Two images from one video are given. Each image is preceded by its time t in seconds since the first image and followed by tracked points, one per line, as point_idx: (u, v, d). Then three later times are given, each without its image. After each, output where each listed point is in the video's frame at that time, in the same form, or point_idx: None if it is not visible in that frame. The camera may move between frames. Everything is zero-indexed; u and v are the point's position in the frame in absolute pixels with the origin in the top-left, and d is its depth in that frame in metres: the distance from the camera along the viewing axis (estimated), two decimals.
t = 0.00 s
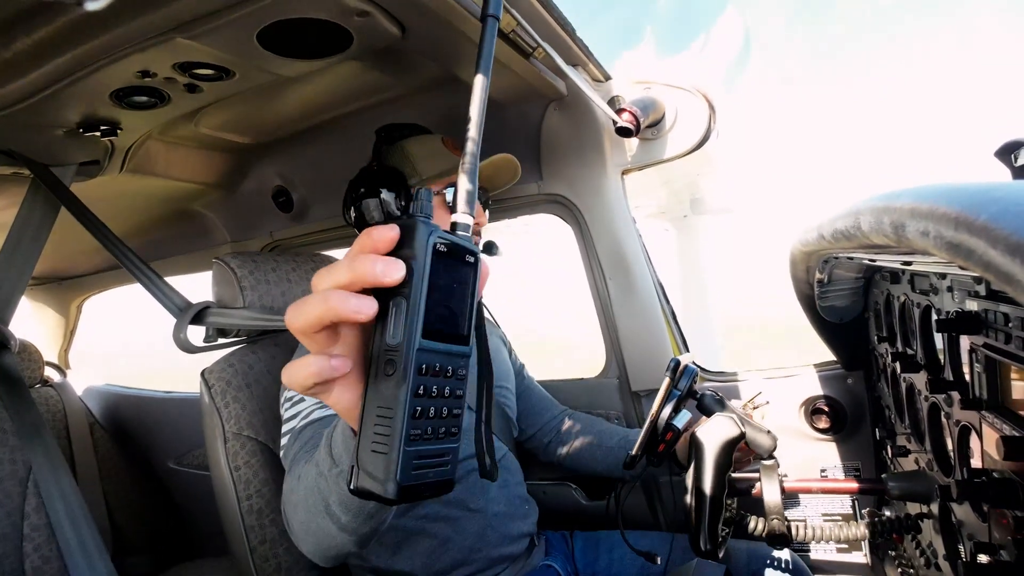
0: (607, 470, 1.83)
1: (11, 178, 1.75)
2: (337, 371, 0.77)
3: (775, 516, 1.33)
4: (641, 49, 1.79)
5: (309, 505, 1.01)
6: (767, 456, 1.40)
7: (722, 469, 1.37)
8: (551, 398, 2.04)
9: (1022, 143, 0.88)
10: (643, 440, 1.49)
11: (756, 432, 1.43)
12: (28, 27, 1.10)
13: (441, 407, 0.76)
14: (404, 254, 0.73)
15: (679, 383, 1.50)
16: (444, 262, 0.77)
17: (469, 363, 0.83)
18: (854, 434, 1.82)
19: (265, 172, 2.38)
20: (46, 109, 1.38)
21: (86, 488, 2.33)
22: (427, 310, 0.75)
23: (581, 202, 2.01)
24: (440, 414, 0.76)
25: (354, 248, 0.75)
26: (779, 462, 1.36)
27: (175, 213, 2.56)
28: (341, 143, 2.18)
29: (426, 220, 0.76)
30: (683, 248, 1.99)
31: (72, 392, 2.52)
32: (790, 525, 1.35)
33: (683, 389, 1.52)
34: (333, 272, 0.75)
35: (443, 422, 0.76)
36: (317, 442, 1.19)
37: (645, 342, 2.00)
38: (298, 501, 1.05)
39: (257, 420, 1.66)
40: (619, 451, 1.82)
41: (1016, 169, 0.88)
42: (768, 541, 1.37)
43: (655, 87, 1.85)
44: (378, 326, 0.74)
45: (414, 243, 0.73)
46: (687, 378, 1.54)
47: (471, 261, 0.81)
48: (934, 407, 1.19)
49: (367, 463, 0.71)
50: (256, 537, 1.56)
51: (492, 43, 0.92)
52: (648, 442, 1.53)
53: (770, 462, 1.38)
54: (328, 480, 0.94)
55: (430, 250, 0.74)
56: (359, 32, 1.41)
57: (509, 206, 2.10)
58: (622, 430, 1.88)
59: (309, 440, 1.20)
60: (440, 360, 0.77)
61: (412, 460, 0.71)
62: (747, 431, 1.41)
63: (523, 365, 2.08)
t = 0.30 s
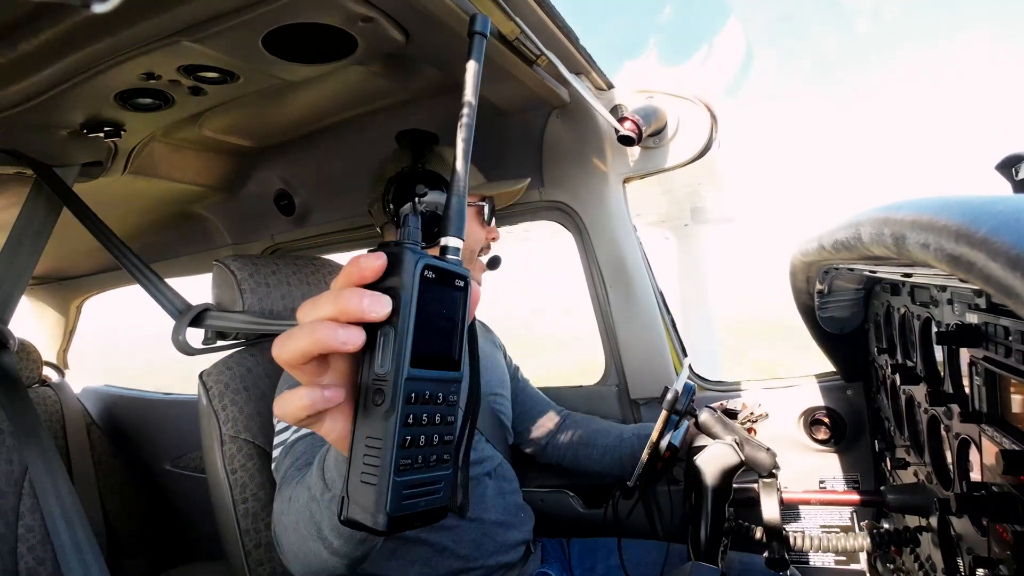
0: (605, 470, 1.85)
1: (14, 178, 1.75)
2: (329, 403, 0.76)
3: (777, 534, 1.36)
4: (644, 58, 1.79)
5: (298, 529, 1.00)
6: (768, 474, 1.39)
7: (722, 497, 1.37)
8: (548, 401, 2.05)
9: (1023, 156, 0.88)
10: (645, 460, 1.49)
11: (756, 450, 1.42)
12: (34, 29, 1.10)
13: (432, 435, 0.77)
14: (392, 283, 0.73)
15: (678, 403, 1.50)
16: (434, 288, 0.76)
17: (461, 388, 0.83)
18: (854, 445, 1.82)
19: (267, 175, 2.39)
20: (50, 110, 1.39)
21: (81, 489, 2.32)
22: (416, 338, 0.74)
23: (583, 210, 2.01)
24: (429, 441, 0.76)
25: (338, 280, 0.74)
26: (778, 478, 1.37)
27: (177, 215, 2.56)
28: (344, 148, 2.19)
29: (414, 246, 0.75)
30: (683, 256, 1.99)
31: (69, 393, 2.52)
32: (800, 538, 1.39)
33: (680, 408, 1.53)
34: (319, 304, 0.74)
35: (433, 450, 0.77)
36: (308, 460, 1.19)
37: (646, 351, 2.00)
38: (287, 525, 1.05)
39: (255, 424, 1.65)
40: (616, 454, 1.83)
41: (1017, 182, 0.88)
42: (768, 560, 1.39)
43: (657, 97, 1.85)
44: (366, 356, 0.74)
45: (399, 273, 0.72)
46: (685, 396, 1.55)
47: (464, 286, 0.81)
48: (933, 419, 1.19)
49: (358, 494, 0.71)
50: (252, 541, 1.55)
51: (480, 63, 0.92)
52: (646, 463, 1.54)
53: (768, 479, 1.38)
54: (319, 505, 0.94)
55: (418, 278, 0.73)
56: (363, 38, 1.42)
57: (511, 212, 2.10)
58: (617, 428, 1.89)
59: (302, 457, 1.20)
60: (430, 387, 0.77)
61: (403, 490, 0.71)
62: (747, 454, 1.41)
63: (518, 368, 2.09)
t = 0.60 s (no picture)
0: (602, 471, 1.85)
1: (17, 172, 1.75)
2: (324, 387, 0.76)
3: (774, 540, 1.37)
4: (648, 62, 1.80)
5: (295, 517, 1.00)
6: (766, 479, 1.40)
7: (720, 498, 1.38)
8: (546, 400, 2.06)
9: None
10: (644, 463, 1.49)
11: (754, 454, 1.42)
12: (39, 24, 1.10)
13: (429, 420, 0.77)
14: (388, 267, 0.73)
15: (675, 407, 1.51)
16: (429, 272, 0.76)
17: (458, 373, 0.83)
18: (853, 451, 1.82)
19: (270, 173, 2.39)
20: (54, 105, 1.39)
21: (78, 485, 2.32)
22: (412, 322, 0.74)
23: (584, 212, 2.01)
24: (427, 426, 0.76)
25: (333, 263, 0.74)
26: (776, 483, 1.38)
27: (179, 212, 2.57)
28: (346, 147, 2.19)
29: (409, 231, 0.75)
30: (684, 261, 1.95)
31: (68, 388, 2.52)
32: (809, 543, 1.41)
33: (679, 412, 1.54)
34: (315, 286, 0.74)
35: (431, 434, 0.77)
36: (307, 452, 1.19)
37: (646, 353, 2.00)
38: (284, 513, 1.04)
39: (254, 421, 1.66)
40: (615, 455, 1.84)
41: (1019, 191, 0.88)
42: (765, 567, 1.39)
43: (661, 100, 1.85)
44: (363, 340, 0.74)
45: (394, 257, 0.72)
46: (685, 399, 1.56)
47: (459, 270, 0.82)
48: (932, 426, 1.19)
49: (357, 480, 0.71)
50: (248, 538, 1.55)
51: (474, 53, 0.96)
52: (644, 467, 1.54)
53: (766, 483, 1.39)
54: (315, 491, 0.94)
55: (413, 262, 0.73)
56: (367, 37, 1.42)
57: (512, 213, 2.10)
58: (616, 430, 1.90)
59: (300, 449, 1.20)
60: (426, 371, 0.77)
61: (401, 474, 0.71)
62: (745, 458, 1.41)
63: (518, 370, 2.08)
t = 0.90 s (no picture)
0: (599, 473, 1.84)
1: (17, 167, 1.75)
2: (294, 398, 0.79)
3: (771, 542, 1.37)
4: (650, 64, 1.80)
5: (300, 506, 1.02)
6: (763, 483, 1.41)
7: (717, 501, 1.37)
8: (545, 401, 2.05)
9: None
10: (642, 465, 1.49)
11: (753, 458, 1.44)
12: (41, 19, 1.10)
13: (392, 443, 0.76)
14: (349, 280, 0.72)
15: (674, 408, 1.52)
16: (396, 285, 0.74)
17: (432, 394, 0.81)
18: (852, 454, 1.82)
19: (271, 171, 2.39)
20: (55, 101, 1.39)
21: (77, 481, 2.32)
22: (373, 341, 0.73)
23: (585, 213, 2.01)
24: (388, 450, 0.75)
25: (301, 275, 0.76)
26: (773, 487, 1.39)
27: (179, 210, 2.56)
28: (347, 146, 2.20)
29: (381, 240, 0.73)
30: (684, 264, 1.96)
31: (67, 383, 2.52)
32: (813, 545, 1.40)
33: (677, 415, 1.55)
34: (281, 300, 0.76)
35: (392, 460, 0.75)
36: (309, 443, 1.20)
37: (645, 355, 2.01)
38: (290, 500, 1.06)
39: (252, 420, 1.65)
40: (613, 457, 1.83)
41: (1020, 196, 0.88)
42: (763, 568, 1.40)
43: (662, 102, 1.85)
44: (327, 355, 0.75)
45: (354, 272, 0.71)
46: (684, 402, 1.57)
47: (438, 285, 0.79)
48: (930, 431, 1.18)
49: (310, 502, 0.72)
50: (245, 536, 1.55)
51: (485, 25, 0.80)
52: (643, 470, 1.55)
53: (763, 487, 1.39)
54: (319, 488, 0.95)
55: (373, 277, 0.72)
56: (369, 36, 1.42)
57: (513, 213, 2.10)
58: (613, 432, 1.88)
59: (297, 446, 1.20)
60: (389, 394, 0.76)
61: (351, 500, 0.71)
62: (743, 461, 1.43)
63: (518, 370, 2.07)
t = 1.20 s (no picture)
0: (601, 471, 1.85)
1: (18, 163, 1.75)
2: (312, 419, 0.80)
3: (772, 542, 1.37)
4: (651, 61, 1.80)
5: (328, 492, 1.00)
6: (764, 482, 1.41)
7: (717, 501, 1.37)
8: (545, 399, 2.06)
9: None
10: (642, 467, 1.48)
11: (752, 458, 1.44)
12: (42, 15, 1.10)
13: (414, 476, 0.74)
14: (364, 309, 0.71)
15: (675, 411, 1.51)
16: (415, 312, 0.72)
17: (458, 424, 0.78)
18: (852, 453, 1.82)
19: (272, 167, 2.39)
20: (56, 96, 1.39)
21: (78, 475, 2.32)
22: (389, 372, 0.71)
23: (586, 210, 2.01)
24: (409, 482, 0.74)
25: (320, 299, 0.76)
26: (773, 486, 1.39)
27: (180, 206, 2.57)
28: (349, 142, 2.19)
29: (396, 263, 0.71)
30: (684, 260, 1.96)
31: (68, 378, 2.52)
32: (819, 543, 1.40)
33: (678, 415, 1.56)
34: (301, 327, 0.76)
35: (415, 492, 0.74)
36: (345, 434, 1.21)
37: (646, 353, 2.01)
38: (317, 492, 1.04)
39: (253, 415, 1.66)
40: (614, 455, 1.83)
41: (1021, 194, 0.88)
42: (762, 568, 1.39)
43: (664, 100, 1.85)
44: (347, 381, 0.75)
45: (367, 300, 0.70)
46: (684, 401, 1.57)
47: (462, 307, 0.75)
48: (930, 429, 1.18)
49: (333, 533, 0.72)
50: (246, 532, 1.55)
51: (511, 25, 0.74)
52: (643, 469, 1.55)
53: (763, 487, 1.39)
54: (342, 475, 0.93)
55: (386, 305, 0.70)
56: (371, 33, 1.42)
57: (514, 210, 2.10)
58: (614, 429, 1.90)
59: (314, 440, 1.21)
60: (409, 425, 0.73)
61: (371, 534, 0.70)
62: (743, 461, 1.42)
63: (519, 367, 2.07)
